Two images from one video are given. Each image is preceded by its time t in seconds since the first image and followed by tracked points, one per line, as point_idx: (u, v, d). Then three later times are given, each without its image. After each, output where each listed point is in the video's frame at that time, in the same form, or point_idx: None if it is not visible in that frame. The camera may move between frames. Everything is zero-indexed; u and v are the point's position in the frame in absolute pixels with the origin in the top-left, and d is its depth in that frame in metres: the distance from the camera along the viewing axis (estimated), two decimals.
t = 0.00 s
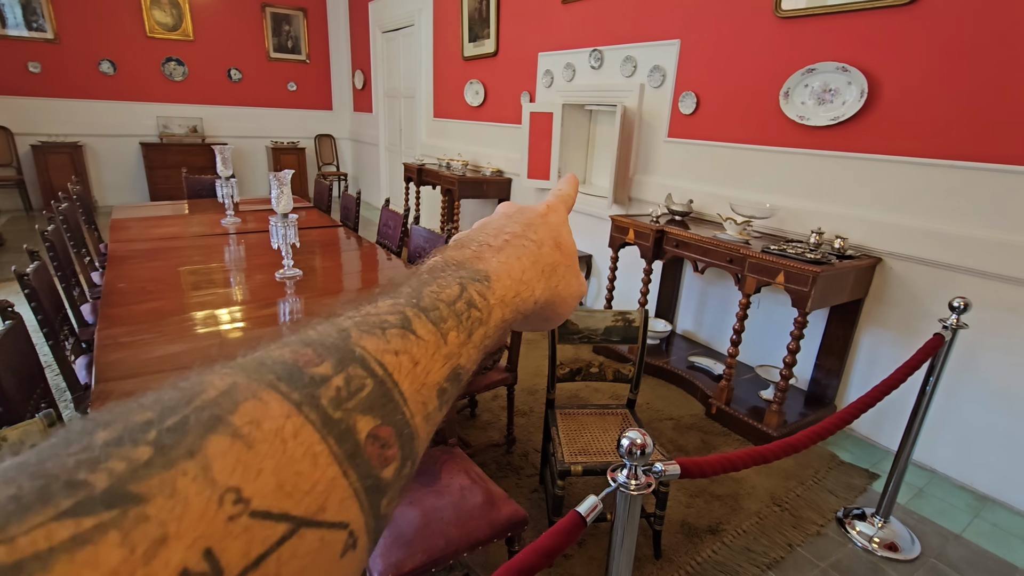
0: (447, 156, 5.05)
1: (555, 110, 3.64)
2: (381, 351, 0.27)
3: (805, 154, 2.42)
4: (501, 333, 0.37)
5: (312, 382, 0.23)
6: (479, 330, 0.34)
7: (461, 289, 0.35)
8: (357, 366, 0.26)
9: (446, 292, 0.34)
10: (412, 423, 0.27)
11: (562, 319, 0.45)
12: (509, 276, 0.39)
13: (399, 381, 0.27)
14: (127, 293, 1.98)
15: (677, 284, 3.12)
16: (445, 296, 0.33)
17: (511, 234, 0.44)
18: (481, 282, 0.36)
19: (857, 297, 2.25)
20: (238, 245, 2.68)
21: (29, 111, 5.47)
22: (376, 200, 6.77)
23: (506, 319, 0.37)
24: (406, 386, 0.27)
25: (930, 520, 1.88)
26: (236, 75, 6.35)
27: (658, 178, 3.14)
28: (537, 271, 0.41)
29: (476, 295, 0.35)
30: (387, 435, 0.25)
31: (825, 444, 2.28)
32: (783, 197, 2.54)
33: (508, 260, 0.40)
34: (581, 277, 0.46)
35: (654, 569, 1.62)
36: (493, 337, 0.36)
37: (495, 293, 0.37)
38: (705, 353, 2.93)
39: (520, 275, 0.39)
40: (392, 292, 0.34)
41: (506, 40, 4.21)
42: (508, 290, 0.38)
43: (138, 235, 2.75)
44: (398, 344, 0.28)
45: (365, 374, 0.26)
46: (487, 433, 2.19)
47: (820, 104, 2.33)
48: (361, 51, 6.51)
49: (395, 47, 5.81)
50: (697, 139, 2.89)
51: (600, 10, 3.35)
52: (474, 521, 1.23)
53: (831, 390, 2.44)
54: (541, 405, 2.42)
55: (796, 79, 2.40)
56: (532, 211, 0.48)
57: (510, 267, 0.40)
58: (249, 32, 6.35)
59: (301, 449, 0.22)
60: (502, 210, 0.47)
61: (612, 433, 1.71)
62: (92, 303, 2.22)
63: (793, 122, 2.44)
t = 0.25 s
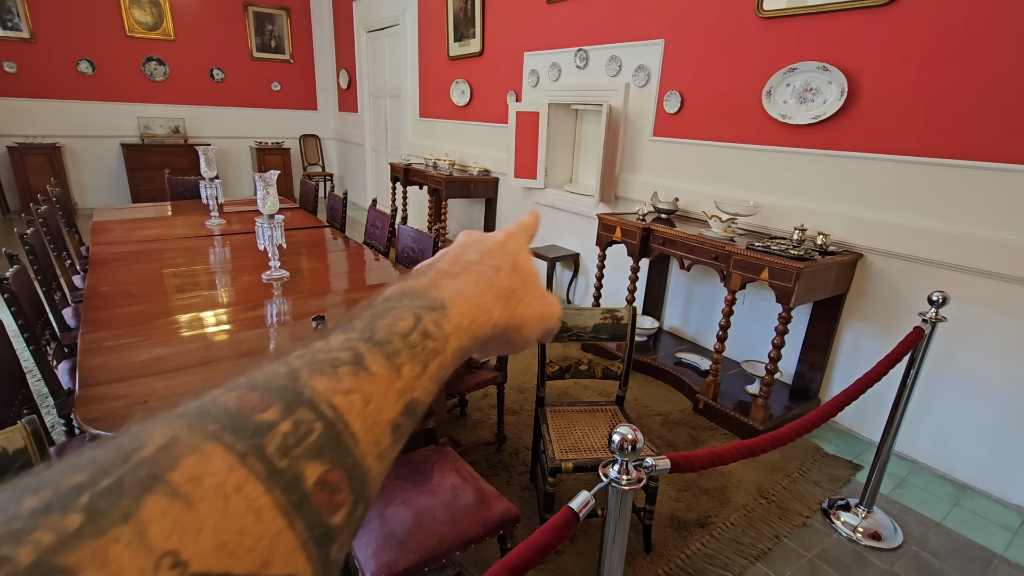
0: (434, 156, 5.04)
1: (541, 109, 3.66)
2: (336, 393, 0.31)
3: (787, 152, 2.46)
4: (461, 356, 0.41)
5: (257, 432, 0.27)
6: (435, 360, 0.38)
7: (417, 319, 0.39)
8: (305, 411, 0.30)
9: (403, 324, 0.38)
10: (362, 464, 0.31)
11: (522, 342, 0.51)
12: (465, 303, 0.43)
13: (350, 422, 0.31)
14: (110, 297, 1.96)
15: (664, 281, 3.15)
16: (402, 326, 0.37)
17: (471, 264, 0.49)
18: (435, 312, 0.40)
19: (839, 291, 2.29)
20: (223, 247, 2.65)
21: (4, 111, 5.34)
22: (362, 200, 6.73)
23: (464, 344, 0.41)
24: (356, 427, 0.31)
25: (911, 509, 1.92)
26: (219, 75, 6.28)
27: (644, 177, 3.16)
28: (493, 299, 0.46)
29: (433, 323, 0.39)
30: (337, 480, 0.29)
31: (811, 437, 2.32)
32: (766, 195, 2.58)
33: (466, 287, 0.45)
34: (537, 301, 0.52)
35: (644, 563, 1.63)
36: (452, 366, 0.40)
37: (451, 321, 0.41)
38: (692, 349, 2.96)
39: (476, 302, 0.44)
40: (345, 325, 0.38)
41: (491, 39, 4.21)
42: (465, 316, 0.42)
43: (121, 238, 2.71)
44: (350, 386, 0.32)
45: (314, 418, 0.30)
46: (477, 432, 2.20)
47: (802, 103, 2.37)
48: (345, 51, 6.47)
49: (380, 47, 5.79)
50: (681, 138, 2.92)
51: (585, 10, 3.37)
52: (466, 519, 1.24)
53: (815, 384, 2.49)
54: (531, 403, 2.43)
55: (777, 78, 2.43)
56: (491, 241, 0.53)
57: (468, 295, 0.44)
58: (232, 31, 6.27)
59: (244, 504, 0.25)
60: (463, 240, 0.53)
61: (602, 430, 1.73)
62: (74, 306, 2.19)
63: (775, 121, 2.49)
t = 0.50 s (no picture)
0: (427, 155, 5.04)
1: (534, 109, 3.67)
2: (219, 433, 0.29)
3: (778, 150, 2.48)
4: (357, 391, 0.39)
5: (114, 488, 0.23)
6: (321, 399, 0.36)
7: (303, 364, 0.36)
8: (175, 460, 0.26)
9: (284, 368, 0.35)
10: (243, 509, 0.28)
11: (419, 372, 0.51)
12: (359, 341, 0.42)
13: (225, 466, 0.28)
14: (102, 298, 1.95)
15: (657, 279, 3.17)
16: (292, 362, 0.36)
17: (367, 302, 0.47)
18: (320, 351, 0.38)
19: (831, 288, 2.31)
20: (216, 248, 2.64)
21: None
22: (356, 200, 6.72)
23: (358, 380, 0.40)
24: (233, 472, 0.28)
25: (902, 502, 1.95)
26: (210, 76, 6.24)
27: (637, 175, 3.18)
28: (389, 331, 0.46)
29: (317, 364, 0.37)
30: (209, 528, 0.25)
31: (803, 432, 2.35)
32: (758, 192, 2.60)
33: (356, 325, 0.43)
34: (432, 329, 0.52)
35: (640, 558, 1.65)
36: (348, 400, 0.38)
37: (339, 359, 0.38)
38: (685, 346, 2.98)
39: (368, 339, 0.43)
40: (225, 374, 0.35)
41: (484, 39, 4.22)
42: (362, 346, 0.42)
43: (112, 239, 2.69)
44: (224, 434, 0.29)
45: (183, 469, 0.26)
46: (473, 430, 2.20)
47: (793, 101, 2.40)
48: (337, 51, 6.45)
49: (372, 46, 5.78)
50: (674, 137, 2.94)
51: (577, 10, 3.38)
52: (464, 516, 1.25)
53: (806, 379, 2.51)
54: (526, 401, 2.44)
55: (768, 77, 2.45)
56: (384, 277, 0.52)
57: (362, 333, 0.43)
58: (222, 31, 6.24)
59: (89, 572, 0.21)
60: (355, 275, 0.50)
61: (597, 427, 1.74)
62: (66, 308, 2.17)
63: (766, 120, 2.51)
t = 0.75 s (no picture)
0: (426, 155, 5.05)
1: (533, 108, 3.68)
2: None
3: (775, 148, 2.50)
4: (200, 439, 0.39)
5: None
6: (143, 455, 0.34)
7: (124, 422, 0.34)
8: None
9: (98, 425, 0.33)
10: None
11: (269, 412, 0.53)
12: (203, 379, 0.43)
13: (8, 545, 0.28)
14: (104, 298, 1.95)
15: (656, 277, 3.18)
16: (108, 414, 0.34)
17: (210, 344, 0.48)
18: (147, 404, 0.36)
19: (828, 284, 2.33)
20: (216, 248, 2.65)
21: None
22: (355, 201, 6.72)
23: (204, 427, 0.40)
24: (20, 547, 0.28)
25: (900, 496, 1.96)
26: (208, 77, 6.25)
27: (635, 174, 3.20)
28: (234, 375, 0.47)
29: (140, 419, 0.35)
30: None
31: (802, 428, 2.36)
32: (755, 190, 2.62)
33: (192, 370, 0.42)
34: (280, 370, 0.56)
35: (641, 553, 1.66)
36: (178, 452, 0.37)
37: (169, 408, 0.37)
38: (684, 343, 3.00)
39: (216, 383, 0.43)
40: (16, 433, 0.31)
41: (482, 38, 4.22)
42: (201, 392, 0.42)
43: (112, 240, 2.70)
44: (10, 508, 0.29)
45: None
46: (474, 428, 2.22)
47: (789, 99, 2.41)
48: (335, 51, 6.46)
49: (370, 47, 5.78)
50: (672, 135, 2.95)
51: (575, 9, 3.40)
52: (467, 511, 1.26)
53: (805, 375, 2.53)
54: (527, 398, 2.45)
55: (765, 75, 2.47)
56: (228, 318, 0.53)
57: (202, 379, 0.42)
58: (220, 32, 6.24)
59: None
60: (194, 318, 0.50)
61: (598, 423, 1.75)
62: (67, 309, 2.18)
63: (764, 118, 2.52)
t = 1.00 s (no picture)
0: (431, 155, 5.07)
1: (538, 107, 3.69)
2: None
3: (781, 146, 2.50)
4: None
5: None
6: None
7: None
8: None
9: None
10: None
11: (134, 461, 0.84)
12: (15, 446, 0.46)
13: None
14: (114, 297, 1.98)
15: (661, 276, 3.18)
16: None
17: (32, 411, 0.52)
18: None
19: (834, 283, 2.33)
20: (223, 248, 2.67)
21: None
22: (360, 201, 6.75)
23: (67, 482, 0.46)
24: None
25: (907, 494, 1.96)
26: (214, 78, 6.29)
27: (640, 172, 3.20)
28: (74, 435, 0.75)
29: None
30: None
31: (808, 426, 2.36)
32: (761, 188, 2.62)
33: (34, 432, 0.72)
34: (134, 416, 0.87)
35: (647, 549, 1.67)
36: None
37: None
38: (690, 342, 3.00)
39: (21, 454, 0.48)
40: None
41: (487, 38, 4.24)
42: (29, 459, 0.69)
43: (122, 240, 2.73)
44: None
45: None
46: (480, 425, 2.23)
47: (795, 98, 2.41)
48: (340, 52, 6.49)
49: (375, 47, 5.81)
50: (677, 134, 2.96)
51: (580, 8, 3.41)
52: (474, 507, 1.27)
53: (811, 373, 2.52)
54: (533, 396, 2.46)
55: (771, 74, 2.47)
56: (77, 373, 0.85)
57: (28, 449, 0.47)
58: (226, 33, 6.28)
59: None
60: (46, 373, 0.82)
61: (603, 420, 1.76)
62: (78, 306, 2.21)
63: (769, 116, 2.52)
